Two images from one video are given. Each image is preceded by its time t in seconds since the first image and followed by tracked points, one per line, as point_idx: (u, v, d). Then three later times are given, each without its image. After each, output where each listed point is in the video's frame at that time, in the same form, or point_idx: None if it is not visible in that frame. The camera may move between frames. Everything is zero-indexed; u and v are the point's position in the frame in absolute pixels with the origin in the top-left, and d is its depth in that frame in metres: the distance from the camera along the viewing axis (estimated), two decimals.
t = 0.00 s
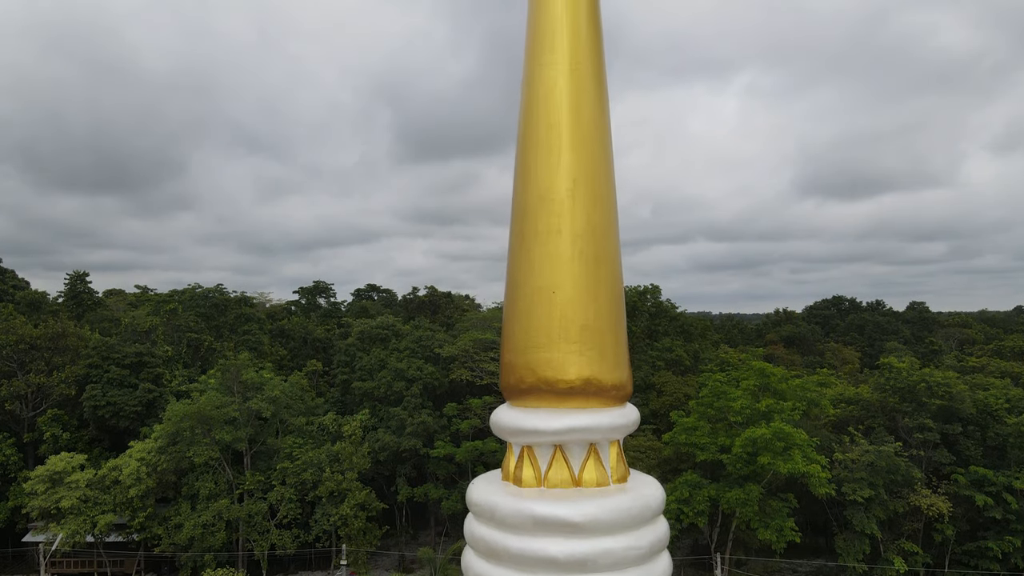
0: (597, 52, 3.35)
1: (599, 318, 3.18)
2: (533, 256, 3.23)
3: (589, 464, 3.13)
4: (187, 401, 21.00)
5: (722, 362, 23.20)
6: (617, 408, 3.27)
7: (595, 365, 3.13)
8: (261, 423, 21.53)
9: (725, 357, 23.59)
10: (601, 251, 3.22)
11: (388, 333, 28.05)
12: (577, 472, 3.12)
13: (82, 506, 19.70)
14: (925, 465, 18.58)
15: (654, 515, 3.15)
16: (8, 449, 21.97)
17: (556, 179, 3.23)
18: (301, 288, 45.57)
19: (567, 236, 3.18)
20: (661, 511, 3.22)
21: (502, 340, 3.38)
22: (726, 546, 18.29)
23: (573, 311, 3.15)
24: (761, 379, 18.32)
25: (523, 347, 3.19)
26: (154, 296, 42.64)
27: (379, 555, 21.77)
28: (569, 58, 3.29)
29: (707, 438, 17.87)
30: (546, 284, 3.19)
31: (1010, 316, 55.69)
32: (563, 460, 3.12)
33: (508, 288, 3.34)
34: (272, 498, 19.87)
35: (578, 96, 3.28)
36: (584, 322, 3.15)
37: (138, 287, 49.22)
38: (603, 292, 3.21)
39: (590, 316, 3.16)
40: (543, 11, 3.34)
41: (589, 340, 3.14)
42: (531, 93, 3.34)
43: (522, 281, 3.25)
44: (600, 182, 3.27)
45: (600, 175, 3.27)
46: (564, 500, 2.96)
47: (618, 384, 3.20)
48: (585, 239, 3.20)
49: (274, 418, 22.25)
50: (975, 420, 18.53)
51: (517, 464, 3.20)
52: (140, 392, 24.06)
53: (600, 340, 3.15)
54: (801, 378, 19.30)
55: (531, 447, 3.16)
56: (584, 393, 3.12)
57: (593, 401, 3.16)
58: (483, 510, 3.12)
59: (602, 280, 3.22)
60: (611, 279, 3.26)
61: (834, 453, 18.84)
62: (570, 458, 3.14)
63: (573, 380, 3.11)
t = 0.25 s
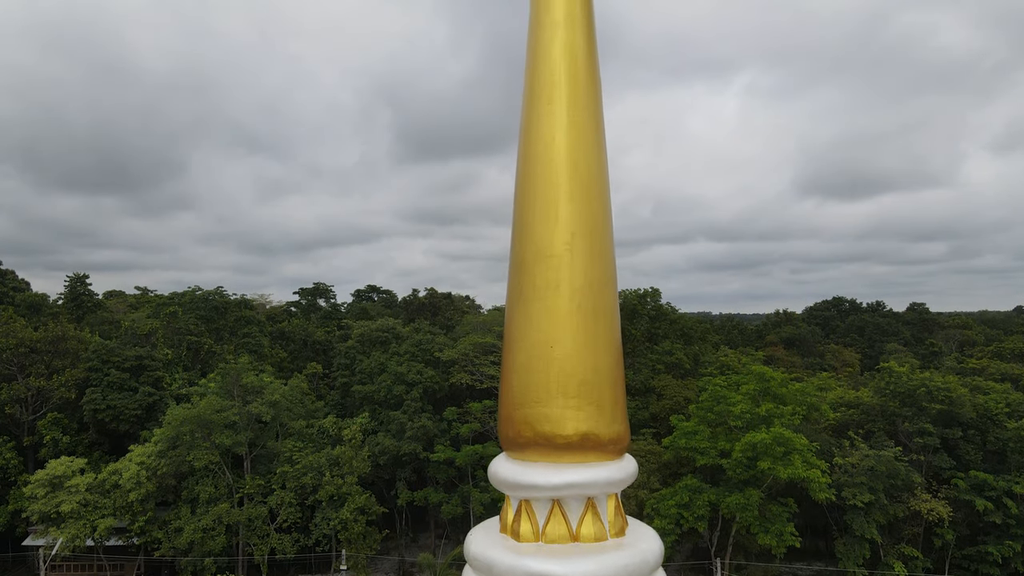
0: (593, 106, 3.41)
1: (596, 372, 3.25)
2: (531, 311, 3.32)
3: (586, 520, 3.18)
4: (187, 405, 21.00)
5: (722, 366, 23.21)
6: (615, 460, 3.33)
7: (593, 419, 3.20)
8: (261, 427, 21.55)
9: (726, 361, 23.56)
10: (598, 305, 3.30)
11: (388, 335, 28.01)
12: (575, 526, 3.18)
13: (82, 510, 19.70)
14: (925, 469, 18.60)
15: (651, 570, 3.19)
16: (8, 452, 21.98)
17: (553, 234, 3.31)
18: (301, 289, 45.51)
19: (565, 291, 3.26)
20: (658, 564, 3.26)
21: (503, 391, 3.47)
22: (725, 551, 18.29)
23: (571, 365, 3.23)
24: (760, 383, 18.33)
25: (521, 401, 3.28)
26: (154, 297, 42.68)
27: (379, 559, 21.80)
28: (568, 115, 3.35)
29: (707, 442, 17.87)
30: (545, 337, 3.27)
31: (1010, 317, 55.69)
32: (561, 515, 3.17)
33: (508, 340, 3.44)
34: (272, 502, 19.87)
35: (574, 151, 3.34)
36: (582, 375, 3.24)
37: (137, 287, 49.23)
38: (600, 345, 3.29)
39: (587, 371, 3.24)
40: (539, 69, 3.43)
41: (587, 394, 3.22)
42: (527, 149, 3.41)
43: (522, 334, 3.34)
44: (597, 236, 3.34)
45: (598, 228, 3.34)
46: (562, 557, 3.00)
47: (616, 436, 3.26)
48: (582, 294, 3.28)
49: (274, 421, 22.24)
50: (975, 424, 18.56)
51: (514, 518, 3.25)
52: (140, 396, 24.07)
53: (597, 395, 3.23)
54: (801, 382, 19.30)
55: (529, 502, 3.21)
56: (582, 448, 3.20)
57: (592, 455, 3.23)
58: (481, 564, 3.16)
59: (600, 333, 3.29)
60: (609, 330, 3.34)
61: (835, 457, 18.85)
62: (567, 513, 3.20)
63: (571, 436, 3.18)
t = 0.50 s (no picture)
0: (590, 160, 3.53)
1: (593, 425, 3.34)
2: (532, 362, 3.41)
3: (584, 570, 3.21)
4: (187, 407, 20.99)
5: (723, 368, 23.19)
6: (614, 510, 3.41)
7: (591, 471, 3.29)
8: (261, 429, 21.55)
9: (726, 362, 23.57)
10: (596, 356, 3.40)
11: (388, 336, 28.00)
12: None
13: (82, 512, 19.70)
14: (924, 472, 18.62)
15: None
16: (8, 454, 21.99)
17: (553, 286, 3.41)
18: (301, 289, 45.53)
19: (563, 343, 3.36)
20: None
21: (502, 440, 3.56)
22: (725, 554, 18.30)
23: (570, 415, 3.32)
24: (761, 386, 18.31)
25: (519, 452, 3.37)
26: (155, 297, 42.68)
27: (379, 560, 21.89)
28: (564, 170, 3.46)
29: (707, 445, 17.86)
30: (545, 388, 3.36)
31: (1010, 316, 55.71)
32: (558, 566, 3.21)
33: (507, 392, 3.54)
34: (272, 504, 19.88)
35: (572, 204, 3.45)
36: (582, 427, 3.33)
37: (137, 286, 49.24)
38: (598, 397, 3.38)
39: (584, 424, 3.33)
40: (536, 123, 3.55)
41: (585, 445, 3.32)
42: (525, 200, 3.52)
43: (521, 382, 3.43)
44: (595, 288, 3.45)
45: (595, 281, 3.46)
46: None
47: (614, 486, 3.35)
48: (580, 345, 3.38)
49: (274, 423, 22.23)
50: (975, 427, 18.58)
51: (512, 568, 3.31)
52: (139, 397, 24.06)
53: (593, 447, 3.32)
54: (801, 385, 19.32)
55: (526, 552, 3.28)
56: (579, 500, 3.28)
57: (591, 506, 3.30)
58: None
59: (599, 384, 3.39)
60: (607, 382, 3.44)
61: (835, 459, 18.85)
62: (565, 563, 3.24)
63: (569, 488, 3.27)
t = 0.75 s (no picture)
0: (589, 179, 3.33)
1: (590, 467, 3.13)
2: (526, 399, 3.21)
3: None
4: (188, 403, 21.01)
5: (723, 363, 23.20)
6: (613, 556, 3.19)
7: (590, 512, 3.08)
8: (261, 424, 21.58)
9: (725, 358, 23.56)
10: (595, 388, 3.20)
11: (388, 331, 27.99)
12: None
13: (83, 508, 19.76)
14: (924, 468, 18.66)
15: None
16: (9, 449, 22.03)
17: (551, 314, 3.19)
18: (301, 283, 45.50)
19: (561, 376, 3.15)
20: None
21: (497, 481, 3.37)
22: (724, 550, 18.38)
23: (568, 454, 3.12)
24: (760, 382, 18.32)
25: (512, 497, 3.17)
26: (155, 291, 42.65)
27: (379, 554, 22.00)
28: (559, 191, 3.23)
29: (706, 441, 17.90)
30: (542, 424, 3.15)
31: (1010, 309, 55.76)
32: None
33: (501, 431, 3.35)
34: (272, 500, 19.93)
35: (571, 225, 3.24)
36: (581, 465, 3.13)
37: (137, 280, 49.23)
38: (598, 432, 3.19)
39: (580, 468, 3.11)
40: (533, 139, 3.32)
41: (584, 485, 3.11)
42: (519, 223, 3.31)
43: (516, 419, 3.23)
44: (593, 316, 3.25)
45: (594, 308, 3.26)
46: None
47: (612, 534, 3.14)
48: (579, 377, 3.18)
49: (274, 419, 22.25)
50: (974, 423, 18.62)
51: None
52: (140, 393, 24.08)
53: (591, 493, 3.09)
54: (801, 381, 19.32)
55: None
56: (577, 549, 3.04)
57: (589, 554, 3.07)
58: None
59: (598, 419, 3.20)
60: (605, 416, 3.25)
61: (834, 455, 18.89)
62: None
63: (564, 536, 3.05)
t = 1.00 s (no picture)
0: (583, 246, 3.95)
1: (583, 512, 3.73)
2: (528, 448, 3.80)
3: None
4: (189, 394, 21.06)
5: (722, 355, 23.25)
6: None
7: (584, 552, 3.70)
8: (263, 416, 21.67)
9: (725, 349, 23.56)
10: (587, 430, 3.80)
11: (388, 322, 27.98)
12: None
13: (85, 499, 19.85)
14: (921, 460, 18.74)
15: None
16: (11, 441, 22.12)
17: (547, 363, 3.82)
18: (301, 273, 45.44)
19: (557, 419, 3.76)
20: None
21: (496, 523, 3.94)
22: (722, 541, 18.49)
23: (563, 486, 3.72)
24: (759, 374, 18.32)
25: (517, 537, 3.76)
26: (155, 282, 42.62)
27: (380, 544, 22.16)
28: (558, 271, 3.87)
29: (705, 433, 17.96)
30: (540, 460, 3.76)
31: (1010, 298, 55.68)
32: None
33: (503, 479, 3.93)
34: (273, 491, 20.05)
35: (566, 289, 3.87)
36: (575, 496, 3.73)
37: (137, 270, 49.14)
38: (590, 469, 3.79)
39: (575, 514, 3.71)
40: (532, 209, 3.95)
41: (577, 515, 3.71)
42: (520, 284, 3.95)
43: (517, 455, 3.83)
44: (585, 366, 3.87)
45: (586, 359, 3.88)
46: None
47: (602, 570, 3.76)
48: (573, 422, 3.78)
49: (275, 410, 22.30)
50: (971, 415, 18.67)
51: None
52: (141, 384, 24.12)
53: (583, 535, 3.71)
54: (801, 373, 19.33)
55: None
56: None
57: None
58: None
59: (590, 457, 3.80)
60: (597, 453, 3.85)
61: (833, 446, 18.94)
62: None
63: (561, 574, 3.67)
